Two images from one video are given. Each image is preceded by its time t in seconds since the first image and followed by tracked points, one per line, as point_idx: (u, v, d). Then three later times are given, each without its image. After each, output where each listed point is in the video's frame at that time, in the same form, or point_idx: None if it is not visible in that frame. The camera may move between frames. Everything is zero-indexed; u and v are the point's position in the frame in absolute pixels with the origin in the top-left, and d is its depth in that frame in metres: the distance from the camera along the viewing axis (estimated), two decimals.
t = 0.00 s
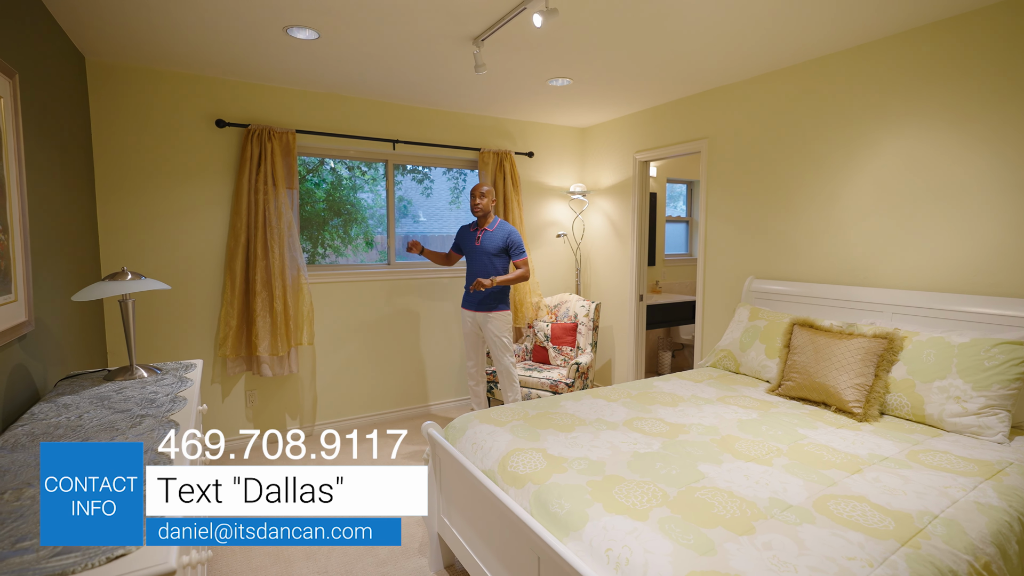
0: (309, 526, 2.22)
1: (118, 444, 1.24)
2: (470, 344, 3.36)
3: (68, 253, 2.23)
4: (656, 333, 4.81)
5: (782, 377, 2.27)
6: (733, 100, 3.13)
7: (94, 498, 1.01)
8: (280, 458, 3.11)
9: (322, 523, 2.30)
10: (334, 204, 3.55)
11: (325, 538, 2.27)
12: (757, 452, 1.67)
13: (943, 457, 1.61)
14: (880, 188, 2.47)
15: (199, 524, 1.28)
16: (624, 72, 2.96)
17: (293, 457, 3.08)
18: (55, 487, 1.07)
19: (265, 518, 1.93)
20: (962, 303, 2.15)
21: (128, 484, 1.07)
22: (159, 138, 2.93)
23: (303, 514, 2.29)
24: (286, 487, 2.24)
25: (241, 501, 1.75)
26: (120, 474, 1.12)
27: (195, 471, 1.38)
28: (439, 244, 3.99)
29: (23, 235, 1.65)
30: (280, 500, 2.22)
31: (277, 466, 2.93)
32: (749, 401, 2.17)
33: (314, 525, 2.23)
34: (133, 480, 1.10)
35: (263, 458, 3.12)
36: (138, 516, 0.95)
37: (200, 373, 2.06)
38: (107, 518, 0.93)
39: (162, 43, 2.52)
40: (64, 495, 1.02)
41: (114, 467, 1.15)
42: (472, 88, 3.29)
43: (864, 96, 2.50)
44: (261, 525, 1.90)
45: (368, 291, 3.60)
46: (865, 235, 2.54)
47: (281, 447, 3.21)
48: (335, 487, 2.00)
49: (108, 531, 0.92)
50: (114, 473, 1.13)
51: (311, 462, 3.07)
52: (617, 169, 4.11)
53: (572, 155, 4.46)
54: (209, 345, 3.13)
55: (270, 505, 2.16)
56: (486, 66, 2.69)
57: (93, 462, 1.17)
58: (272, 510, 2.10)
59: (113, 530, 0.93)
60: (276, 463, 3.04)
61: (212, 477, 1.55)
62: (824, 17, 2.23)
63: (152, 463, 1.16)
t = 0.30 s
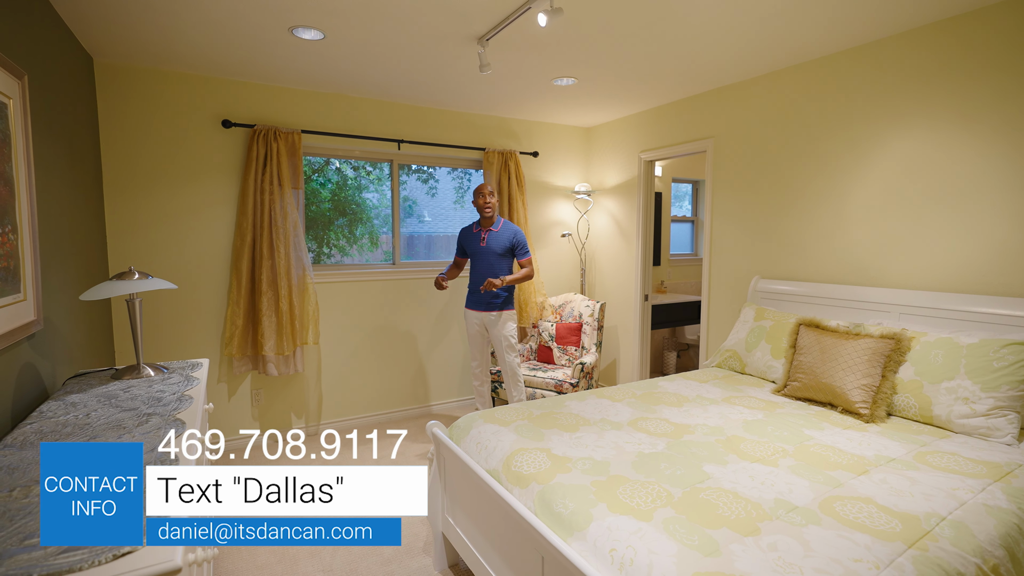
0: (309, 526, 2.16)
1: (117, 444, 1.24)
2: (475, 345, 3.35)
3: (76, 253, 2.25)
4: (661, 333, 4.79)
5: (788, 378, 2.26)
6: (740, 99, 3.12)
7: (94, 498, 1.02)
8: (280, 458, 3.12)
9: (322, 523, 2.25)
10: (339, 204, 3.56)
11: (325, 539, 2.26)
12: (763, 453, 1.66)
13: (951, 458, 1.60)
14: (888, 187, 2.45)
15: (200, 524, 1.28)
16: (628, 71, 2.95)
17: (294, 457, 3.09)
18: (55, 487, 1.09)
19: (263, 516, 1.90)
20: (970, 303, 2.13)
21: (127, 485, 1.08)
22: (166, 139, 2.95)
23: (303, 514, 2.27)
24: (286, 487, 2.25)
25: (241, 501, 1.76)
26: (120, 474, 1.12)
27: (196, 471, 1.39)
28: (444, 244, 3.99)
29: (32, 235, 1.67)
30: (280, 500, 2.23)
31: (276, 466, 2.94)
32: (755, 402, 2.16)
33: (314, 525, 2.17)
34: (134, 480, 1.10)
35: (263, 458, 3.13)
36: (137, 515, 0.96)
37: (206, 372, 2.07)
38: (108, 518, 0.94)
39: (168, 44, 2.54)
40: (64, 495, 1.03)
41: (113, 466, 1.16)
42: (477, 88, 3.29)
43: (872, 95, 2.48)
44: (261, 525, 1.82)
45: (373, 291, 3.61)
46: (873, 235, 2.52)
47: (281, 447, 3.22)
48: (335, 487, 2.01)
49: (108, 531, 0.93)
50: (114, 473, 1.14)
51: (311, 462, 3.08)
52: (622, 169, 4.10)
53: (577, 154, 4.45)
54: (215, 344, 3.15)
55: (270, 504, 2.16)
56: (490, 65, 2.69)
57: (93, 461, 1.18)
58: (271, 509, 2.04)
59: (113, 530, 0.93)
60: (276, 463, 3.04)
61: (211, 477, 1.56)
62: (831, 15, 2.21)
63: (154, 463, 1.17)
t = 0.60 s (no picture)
0: (309, 526, 2.17)
1: (117, 444, 1.23)
2: (478, 344, 3.32)
3: (77, 252, 2.25)
4: (663, 333, 4.78)
5: (791, 378, 2.25)
6: (742, 98, 3.10)
7: (94, 498, 1.01)
8: (281, 458, 3.12)
9: (323, 523, 2.26)
10: (341, 203, 3.56)
11: (325, 539, 2.26)
12: (765, 453, 1.65)
13: (956, 459, 1.59)
14: (892, 187, 2.44)
15: (200, 523, 1.28)
16: (631, 69, 2.94)
17: (294, 457, 3.09)
18: (55, 487, 1.08)
19: (264, 517, 1.91)
20: (975, 303, 2.12)
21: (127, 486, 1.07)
22: (167, 138, 2.94)
23: (304, 513, 2.28)
24: (286, 487, 2.25)
25: (241, 501, 1.75)
26: (120, 474, 1.12)
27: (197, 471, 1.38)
28: (445, 243, 3.99)
29: (32, 234, 1.67)
30: (280, 500, 2.23)
31: (276, 466, 2.94)
32: (758, 402, 2.15)
33: (314, 525, 2.18)
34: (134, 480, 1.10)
35: (263, 458, 3.13)
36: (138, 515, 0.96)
37: (207, 372, 2.07)
38: (108, 518, 0.93)
39: (170, 43, 2.54)
40: (64, 495, 1.03)
41: (113, 466, 1.16)
42: (479, 87, 3.28)
43: (875, 93, 2.46)
44: (261, 525, 1.84)
45: (374, 291, 3.61)
46: (876, 234, 2.51)
47: (281, 447, 3.21)
48: (335, 487, 2.00)
49: (108, 531, 0.92)
50: (115, 473, 1.13)
51: (311, 462, 3.08)
52: (624, 168, 4.09)
53: (579, 154, 4.44)
54: (217, 343, 3.15)
55: (270, 504, 2.17)
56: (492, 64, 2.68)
57: (94, 461, 1.17)
58: (272, 509, 2.06)
59: (113, 530, 0.93)
60: (276, 463, 3.04)
61: (212, 476, 1.56)
62: (835, 13, 2.20)
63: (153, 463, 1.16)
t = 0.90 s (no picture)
0: (309, 526, 2.18)
1: (116, 445, 1.22)
2: (478, 346, 3.29)
3: (75, 252, 2.23)
4: (665, 333, 4.76)
5: (793, 379, 2.23)
6: (744, 97, 3.08)
7: (94, 498, 1.00)
8: (280, 458, 3.10)
9: (323, 522, 2.26)
10: (340, 203, 3.54)
11: (325, 538, 2.25)
12: (768, 456, 1.63)
13: (961, 462, 1.57)
14: (895, 186, 2.42)
15: (200, 524, 1.28)
16: (632, 69, 2.92)
17: (294, 457, 3.08)
18: (55, 487, 1.07)
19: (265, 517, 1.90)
20: (980, 303, 2.10)
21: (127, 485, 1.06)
22: (166, 138, 2.93)
23: (304, 513, 2.27)
24: (286, 487, 2.24)
25: (241, 501, 1.72)
26: (120, 474, 1.10)
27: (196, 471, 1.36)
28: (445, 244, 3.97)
29: (28, 235, 1.65)
30: (280, 500, 2.22)
31: (276, 466, 2.93)
32: (760, 404, 2.14)
33: (314, 525, 2.18)
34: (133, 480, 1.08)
35: (263, 458, 3.12)
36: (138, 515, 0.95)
37: (204, 373, 2.05)
38: (107, 518, 0.92)
39: (168, 42, 2.52)
40: (64, 495, 1.02)
41: (113, 466, 1.14)
42: (479, 86, 3.27)
43: (879, 93, 2.44)
44: (260, 525, 1.86)
45: (374, 291, 3.59)
46: (879, 235, 2.49)
47: (281, 447, 3.21)
48: (335, 487, 1.99)
49: (108, 530, 0.91)
50: (115, 473, 1.12)
51: (311, 462, 3.07)
52: (624, 168, 4.08)
53: (579, 153, 4.42)
54: (216, 344, 3.14)
55: (270, 504, 2.15)
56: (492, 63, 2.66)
57: (94, 461, 1.16)
58: (272, 509, 2.07)
59: (114, 530, 0.92)
60: (276, 463, 3.03)
61: (211, 477, 1.54)
62: (838, 11, 2.18)
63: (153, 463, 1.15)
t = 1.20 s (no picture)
0: (309, 526, 2.21)
1: (116, 445, 1.20)
2: (478, 347, 3.25)
3: (71, 252, 2.21)
4: (666, 333, 4.74)
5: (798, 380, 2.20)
6: (747, 96, 3.05)
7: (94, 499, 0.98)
8: (280, 459, 3.08)
9: (323, 522, 2.28)
10: (340, 202, 3.51)
11: (325, 538, 2.25)
12: (775, 459, 1.60)
13: (972, 466, 1.54)
14: (901, 186, 2.39)
15: (200, 524, 1.26)
16: (634, 66, 2.89)
17: (293, 457, 3.05)
18: (55, 487, 1.05)
19: (264, 517, 1.91)
20: (987, 304, 2.07)
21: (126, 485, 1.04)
22: (163, 136, 2.90)
23: (304, 514, 2.27)
24: (286, 487, 2.22)
25: (241, 501, 1.70)
26: (120, 474, 1.09)
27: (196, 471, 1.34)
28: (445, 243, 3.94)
29: (21, 234, 1.62)
30: (279, 500, 2.21)
31: (275, 467, 2.90)
32: (765, 405, 2.11)
33: (314, 525, 2.22)
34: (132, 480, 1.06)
35: (262, 458, 3.09)
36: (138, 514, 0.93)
37: (201, 374, 2.02)
38: (108, 518, 0.91)
39: (165, 39, 2.49)
40: (64, 495, 1.00)
41: (113, 466, 1.12)
42: (479, 84, 3.23)
43: (884, 91, 2.41)
44: (260, 525, 1.86)
45: (374, 291, 3.56)
46: (885, 234, 2.46)
47: (281, 447, 3.18)
48: (335, 487, 1.98)
49: (109, 530, 0.90)
50: (115, 473, 1.10)
51: (311, 462, 3.04)
52: (626, 167, 4.05)
53: (580, 152, 4.39)
54: (214, 344, 3.11)
55: (270, 504, 2.15)
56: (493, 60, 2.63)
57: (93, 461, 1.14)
58: (271, 510, 2.08)
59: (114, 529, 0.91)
60: (275, 463, 3.01)
61: (211, 477, 1.51)
62: (843, 8, 2.15)
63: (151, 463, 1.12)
